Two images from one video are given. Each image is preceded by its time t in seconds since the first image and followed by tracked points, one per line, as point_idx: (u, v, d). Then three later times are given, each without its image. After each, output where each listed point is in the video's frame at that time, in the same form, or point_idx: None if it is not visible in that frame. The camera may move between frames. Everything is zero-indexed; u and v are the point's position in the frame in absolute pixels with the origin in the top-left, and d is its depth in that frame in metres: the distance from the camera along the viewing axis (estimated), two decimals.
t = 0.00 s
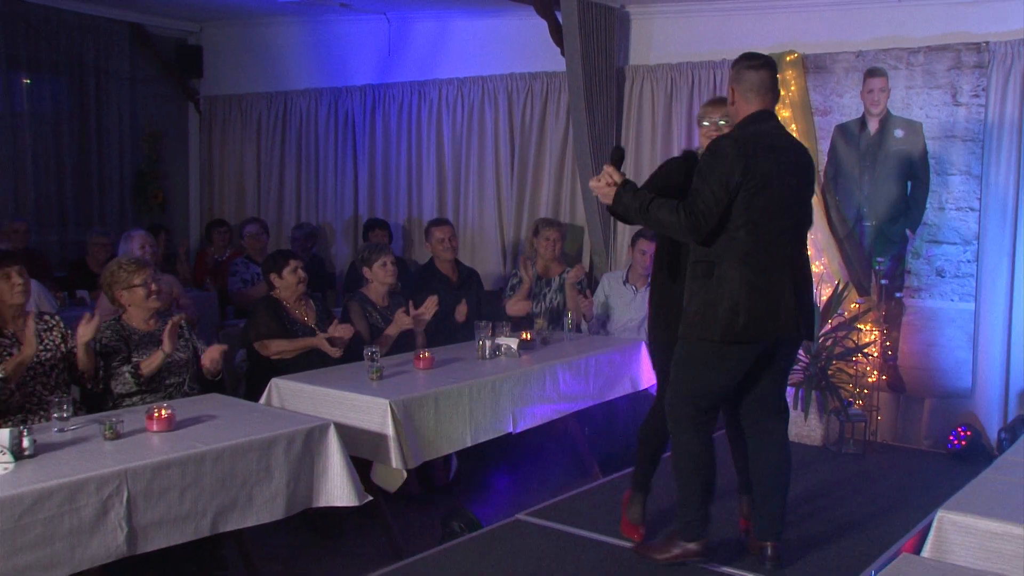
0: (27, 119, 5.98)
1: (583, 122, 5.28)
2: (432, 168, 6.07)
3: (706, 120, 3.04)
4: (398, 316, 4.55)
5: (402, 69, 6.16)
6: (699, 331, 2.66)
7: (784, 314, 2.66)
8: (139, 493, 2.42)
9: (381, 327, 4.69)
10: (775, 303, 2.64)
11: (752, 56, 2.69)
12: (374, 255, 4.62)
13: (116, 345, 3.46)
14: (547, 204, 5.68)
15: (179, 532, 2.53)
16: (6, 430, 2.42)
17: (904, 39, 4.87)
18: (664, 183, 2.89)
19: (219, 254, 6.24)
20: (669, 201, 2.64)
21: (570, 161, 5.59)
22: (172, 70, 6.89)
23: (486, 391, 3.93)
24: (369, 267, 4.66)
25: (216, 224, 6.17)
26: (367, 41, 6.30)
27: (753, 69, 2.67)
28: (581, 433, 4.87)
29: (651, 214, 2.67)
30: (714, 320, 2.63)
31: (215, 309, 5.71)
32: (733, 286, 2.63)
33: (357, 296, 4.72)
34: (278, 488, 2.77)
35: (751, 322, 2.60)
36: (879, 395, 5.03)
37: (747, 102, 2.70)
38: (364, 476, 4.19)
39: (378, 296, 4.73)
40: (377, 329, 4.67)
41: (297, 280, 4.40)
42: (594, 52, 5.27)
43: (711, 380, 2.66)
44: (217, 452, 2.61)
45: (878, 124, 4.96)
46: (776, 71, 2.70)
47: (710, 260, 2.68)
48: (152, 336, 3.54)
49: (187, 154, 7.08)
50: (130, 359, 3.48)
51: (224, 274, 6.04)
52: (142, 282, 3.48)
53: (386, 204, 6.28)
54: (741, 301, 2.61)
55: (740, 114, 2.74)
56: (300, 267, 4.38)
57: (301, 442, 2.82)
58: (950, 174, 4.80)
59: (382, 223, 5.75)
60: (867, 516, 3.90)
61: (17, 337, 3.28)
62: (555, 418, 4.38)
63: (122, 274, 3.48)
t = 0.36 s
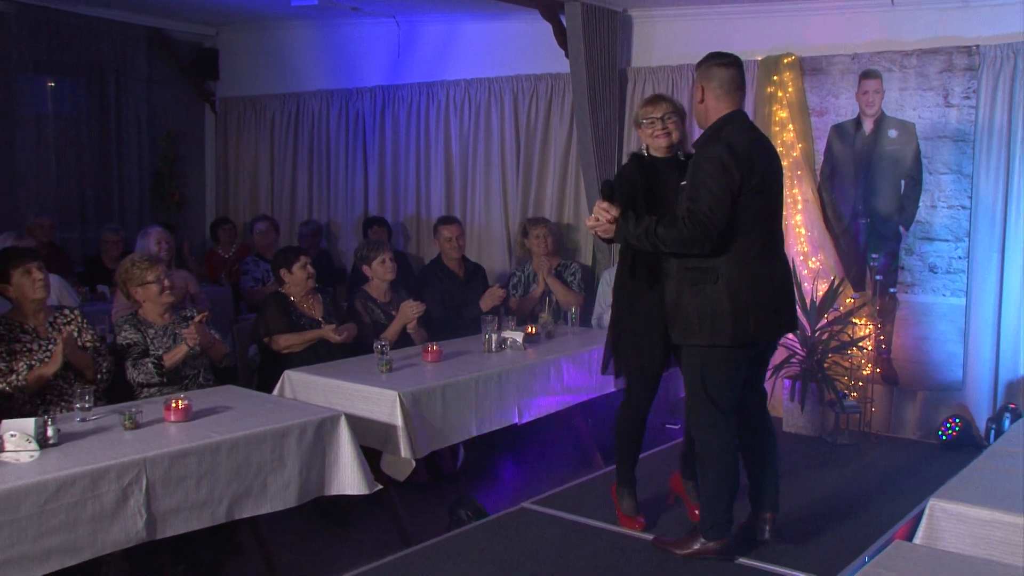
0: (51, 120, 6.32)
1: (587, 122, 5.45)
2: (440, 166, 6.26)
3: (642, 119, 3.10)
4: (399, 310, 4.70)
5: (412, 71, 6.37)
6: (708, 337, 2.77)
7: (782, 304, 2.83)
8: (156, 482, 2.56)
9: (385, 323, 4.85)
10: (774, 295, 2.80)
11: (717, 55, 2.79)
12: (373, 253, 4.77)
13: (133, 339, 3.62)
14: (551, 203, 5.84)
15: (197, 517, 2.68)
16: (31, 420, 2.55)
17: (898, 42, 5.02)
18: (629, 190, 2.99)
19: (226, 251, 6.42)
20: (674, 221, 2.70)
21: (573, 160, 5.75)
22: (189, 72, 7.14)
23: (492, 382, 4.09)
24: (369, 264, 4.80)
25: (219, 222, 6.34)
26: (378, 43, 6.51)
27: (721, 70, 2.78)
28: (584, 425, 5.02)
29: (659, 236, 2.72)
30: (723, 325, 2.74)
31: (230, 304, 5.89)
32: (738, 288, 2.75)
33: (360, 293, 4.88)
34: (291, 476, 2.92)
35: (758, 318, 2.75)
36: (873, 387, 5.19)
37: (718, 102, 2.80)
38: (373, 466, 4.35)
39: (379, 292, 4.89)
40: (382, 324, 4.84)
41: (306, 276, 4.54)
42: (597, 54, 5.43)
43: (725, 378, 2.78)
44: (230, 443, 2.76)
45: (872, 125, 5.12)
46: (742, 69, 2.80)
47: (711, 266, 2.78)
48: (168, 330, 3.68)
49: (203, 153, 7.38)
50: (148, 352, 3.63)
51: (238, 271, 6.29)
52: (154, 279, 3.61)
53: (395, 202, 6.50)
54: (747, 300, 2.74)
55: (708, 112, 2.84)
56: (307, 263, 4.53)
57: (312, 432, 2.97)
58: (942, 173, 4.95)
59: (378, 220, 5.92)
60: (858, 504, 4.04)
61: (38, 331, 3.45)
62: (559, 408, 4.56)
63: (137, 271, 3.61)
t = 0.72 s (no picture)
0: (75, 119, 6.59)
1: (591, 121, 5.61)
2: (448, 164, 6.46)
3: (633, 121, 3.19)
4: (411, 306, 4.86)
5: (422, 72, 6.59)
6: (711, 331, 2.86)
7: (779, 301, 2.96)
8: (176, 468, 2.65)
9: (397, 315, 5.01)
10: (772, 293, 2.92)
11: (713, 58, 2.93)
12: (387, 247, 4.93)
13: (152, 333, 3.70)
14: (557, 201, 6.01)
15: (214, 504, 2.77)
16: (56, 409, 2.65)
17: (893, 44, 5.17)
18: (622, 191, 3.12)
19: (242, 247, 6.61)
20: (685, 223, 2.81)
21: (578, 158, 5.92)
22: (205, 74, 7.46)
23: (499, 374, 4.27)
24: (384, 258, 4.97)
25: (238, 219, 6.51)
26: (389, 45, 6.75)
27: (721, 73, 2.92)
28: (588, 416, 5.17)
29: (669, 238, 2.83)
30: (725, 319, 2.85)
31: (245, 298, 6.08)
32: (739, 285, 2.86)
33: (375, 287, 5.05)
34: (305, 465, 3.02)
35: (759, 315, 2.87)
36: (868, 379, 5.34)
37: (718, 104, 2.94)
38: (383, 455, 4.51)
39: (393, 286, 5.06)
40: (395, 317, 5.00)
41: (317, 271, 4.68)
42: (601, 55, 5.60)
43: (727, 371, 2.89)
44: (247, 430, 2.85)
45: (868, 124, 5.27)
46: (736, 71, 2.95)
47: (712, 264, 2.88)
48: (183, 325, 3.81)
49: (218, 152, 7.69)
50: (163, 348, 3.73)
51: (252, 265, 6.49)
52: (172, 274, 3.73)
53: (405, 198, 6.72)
54: (749, 297, 2.85)
55: (711, 114, 2.97)
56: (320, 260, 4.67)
57: (325, 421, 3.06)
58: (936, 172, 5.10)
59: (389, 216, 6.10)
60: (852, 491, 4.18)
61: (65, 324, 3.57)
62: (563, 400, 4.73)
63: (154, 268, 3.71)
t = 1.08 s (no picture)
0: (95, 121, 6.92)
1: (595, 121, 5.75)
2: (456, 163, 6.65)
3: (650, 117, 3.12)
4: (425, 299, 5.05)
5: (430, 74, 6.80)
6: (726, 319, 2.92)
7: (795, 298, 2.99)
8: (191, 459, 2.71)
9: (412, 308, 5.17)
10: (788, 287, 2.96)
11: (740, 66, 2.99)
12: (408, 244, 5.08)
13: (170, 324, 3.81)
14: (561, 200, 6.16)
15: (228, 494, 2.85)
16: (77, 401, 2.71)
17: (889, 48, 5.31)
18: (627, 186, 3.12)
19: (266, 244, 6.84)
20: (695, 207, 2.84)
21: (583, 156, 6.06)
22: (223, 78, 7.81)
23: (505, 368, 4.42)
24: (404, 253, 5.11)
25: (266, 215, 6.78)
26: (398, 47, 6.97)
27: (752, 80, 2.99)
28: (592, 409, 5.30)
29: (687, 220, 2.84)
30: (738, 308, 2.90)
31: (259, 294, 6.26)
32: (755, 276, 2.91)
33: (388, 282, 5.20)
34: (316, 456, 3.11)
35: (773, 306, 2.91)
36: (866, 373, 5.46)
37: (749, 107, 2.99)
38: (393, 446, 4.64)
39: (411, 281, 5.21)
40: (408, 310, 5.16)
41: (331, 267, 4.85)
42: (605, 57, 5.75)
43: (739, 360, 2.96)
44: (260, 423, 2.93)
45: (865, 126, 5.40)
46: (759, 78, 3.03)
47: (731, 254, 2.93)
48: (201, 317, 3.87)
49: (233, 153, 8.04)
50: (188, 337, 3.84)
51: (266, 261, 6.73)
52: (192, 270, 3.79)
53: (414, 196, 6.95)
54: (763, 289, 2.90)
55: (742, 117, 3.00)
56: (336, 256, 4.84)
57: (337, 414, 3.16)
58: (931, 171, 5.23)
59: (404, 214, 6.26)
60: (850, 480, 4.29)
61: (89, 318, 3.62)
62: (568, 393, 4.89)
63: (175, 263, 3.78)
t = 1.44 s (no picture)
0: (111, 122, 7.13)
1: (599, 121, 5.86)
2: (463, 163, 6.78)
3: (662, 119, 3.21)
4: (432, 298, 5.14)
5: (437, 75, 6.93)
6: (746, 313, 3.03)
7: (808, 293, 3.10)
8: (204, 452, 2.78)
9: (422, 306, 5.30)
10: (802, 281, 3.07)
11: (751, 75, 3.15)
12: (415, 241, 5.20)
13: (184, 322, 3.91)
14: (566, 199, 6.28)
15: (239, 486, 2.91)
16: (95, 395, 2.77)
17: (887, 50, 5.42)
18: (625, 187, 3.21)
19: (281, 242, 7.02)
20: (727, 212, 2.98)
21: (588, 156, 6.17)
22: (235, 80, 7.98)
23: (510, 363, 4.53)
24: (411, 251, 5.23)
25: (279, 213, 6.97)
26: (406, 49, 7.10)
27: (765, 86, 3.12)
28: (596, 403, 5.41)
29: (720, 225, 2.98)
30: (757, 304, 3.01)
31: (269, 291, 6.39)
32: (772, 273, 3.02)
33: (398, 280, 5.32)
34: (326, 450, 3.16)
35: (787, 301, 3.02)
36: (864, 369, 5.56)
37: (763, 111, 3.11)
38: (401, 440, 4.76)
39: (418, 277, 5.33)
40: (417, 307, 5.28)
41: (340, 264, 4.97)
42: (609, 58, 5.86)
43: (750, 353, 3.07)
44: (271, 417, 2.98)
45: (864, 126, 5.51)
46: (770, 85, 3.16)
47: (751, 252, 3.05)
48: (214, 313, 3.99)
49: (245, 154, 8.22)
50: (199, 335, 3.92)
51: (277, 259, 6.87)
52: (207, 267, 3.91)
53: (422, 195, 7.08)
54: (780, 285, 3.01)
55: (756, 122, 3.12)
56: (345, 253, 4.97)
57: (346, 409, 3.20)
58: (930, 171, 5.33)
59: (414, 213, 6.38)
60: (849, 471, 4.39)
61: (102, 315, 3.70)
62: (574, 388, 5.00)
63: (191, 260, 3.89)
